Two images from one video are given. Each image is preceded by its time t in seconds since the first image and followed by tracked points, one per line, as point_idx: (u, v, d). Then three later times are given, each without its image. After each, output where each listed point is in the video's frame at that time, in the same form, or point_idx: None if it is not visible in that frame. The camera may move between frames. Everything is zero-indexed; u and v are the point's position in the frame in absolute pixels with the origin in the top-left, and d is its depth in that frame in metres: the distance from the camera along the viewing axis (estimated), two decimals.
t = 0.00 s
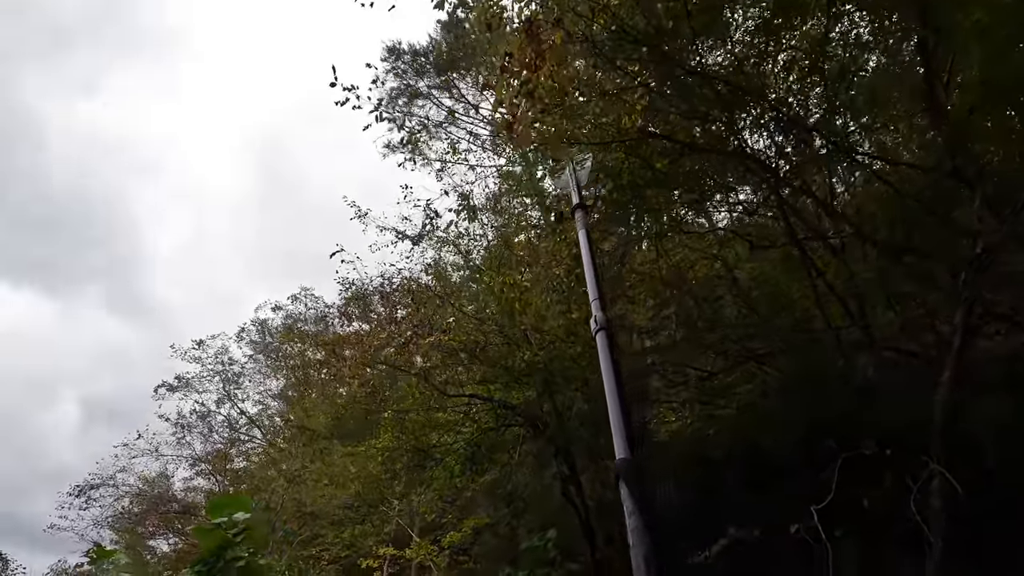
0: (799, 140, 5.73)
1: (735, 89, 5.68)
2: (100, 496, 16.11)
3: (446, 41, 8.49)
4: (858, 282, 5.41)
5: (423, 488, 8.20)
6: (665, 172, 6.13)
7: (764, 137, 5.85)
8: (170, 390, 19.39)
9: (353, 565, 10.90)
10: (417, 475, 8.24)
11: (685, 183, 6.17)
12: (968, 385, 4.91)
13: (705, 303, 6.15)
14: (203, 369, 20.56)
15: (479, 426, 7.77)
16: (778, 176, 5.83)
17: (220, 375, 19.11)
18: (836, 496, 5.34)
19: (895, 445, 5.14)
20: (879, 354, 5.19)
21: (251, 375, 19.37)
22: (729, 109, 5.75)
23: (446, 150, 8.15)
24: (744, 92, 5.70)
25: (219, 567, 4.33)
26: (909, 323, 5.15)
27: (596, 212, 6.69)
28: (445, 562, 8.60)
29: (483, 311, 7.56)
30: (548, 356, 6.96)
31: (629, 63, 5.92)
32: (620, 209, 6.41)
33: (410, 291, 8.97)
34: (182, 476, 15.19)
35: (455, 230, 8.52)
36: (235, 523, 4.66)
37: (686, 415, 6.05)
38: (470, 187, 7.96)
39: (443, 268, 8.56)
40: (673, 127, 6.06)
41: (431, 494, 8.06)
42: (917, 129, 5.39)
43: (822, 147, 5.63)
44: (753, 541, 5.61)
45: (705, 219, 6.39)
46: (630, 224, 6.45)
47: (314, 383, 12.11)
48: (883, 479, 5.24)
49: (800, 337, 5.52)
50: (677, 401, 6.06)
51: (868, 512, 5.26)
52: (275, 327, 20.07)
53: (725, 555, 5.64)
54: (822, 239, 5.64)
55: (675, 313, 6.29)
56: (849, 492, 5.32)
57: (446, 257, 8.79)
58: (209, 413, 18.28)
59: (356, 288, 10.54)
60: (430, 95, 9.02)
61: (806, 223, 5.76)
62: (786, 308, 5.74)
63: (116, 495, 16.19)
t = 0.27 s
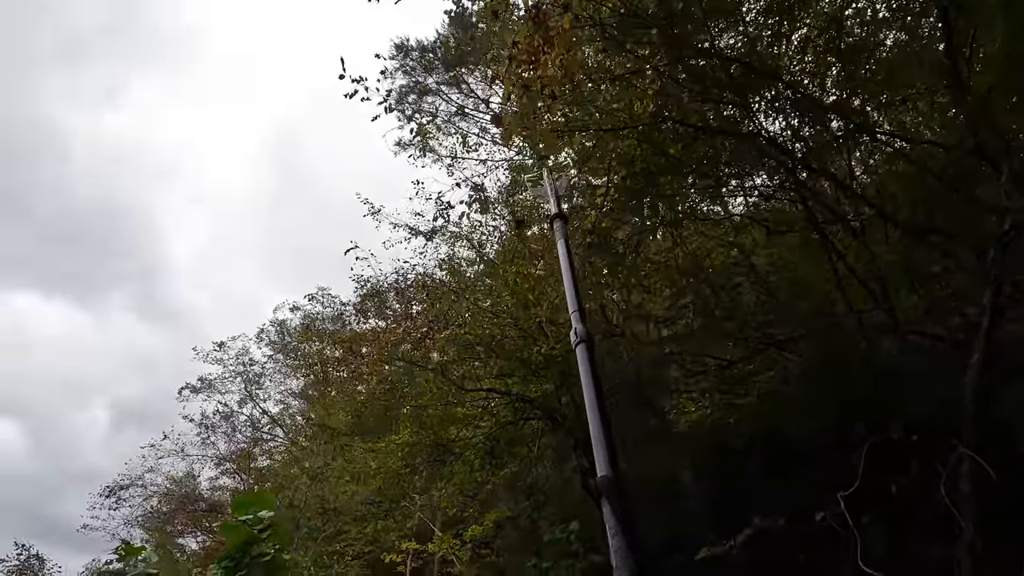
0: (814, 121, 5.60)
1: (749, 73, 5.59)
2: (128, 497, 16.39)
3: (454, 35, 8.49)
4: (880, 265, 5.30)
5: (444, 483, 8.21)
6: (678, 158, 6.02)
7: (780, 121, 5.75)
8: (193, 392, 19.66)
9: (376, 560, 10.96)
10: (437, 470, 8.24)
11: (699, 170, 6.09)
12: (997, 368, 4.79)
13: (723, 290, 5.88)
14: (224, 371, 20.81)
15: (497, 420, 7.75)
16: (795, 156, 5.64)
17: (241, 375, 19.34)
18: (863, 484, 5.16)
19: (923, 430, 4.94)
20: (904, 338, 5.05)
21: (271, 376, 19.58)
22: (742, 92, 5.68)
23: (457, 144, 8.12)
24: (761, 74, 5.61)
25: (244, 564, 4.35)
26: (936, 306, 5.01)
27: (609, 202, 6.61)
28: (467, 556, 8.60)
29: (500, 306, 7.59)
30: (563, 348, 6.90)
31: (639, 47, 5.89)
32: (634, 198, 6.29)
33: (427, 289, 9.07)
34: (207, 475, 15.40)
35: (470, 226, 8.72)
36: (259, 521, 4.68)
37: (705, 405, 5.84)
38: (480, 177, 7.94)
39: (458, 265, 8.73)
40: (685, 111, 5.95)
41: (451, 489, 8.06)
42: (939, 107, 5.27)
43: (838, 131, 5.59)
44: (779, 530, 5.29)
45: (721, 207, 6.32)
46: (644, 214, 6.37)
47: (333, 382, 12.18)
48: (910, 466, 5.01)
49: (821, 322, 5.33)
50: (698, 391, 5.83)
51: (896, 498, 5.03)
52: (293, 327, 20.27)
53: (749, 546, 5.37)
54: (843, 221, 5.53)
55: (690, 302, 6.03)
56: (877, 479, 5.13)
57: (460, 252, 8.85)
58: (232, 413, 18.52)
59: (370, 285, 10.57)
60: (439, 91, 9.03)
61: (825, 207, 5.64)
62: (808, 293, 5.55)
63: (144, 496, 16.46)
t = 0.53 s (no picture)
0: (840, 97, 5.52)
1: (772, 48, 5.54)
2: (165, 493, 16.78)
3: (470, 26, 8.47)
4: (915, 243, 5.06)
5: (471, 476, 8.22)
6: (698, 140, 6.00)
7: (805, 101, 5.64)
8: (223, 390, 20.03)
9: (406, 553, 11.05)
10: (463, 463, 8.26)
11: (721, 151, 6.02)
12: None
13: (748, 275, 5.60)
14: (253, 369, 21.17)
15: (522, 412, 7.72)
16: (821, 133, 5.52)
17: (270, 373, 19.66)
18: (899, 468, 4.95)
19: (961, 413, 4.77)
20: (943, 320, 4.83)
21: (299, 373, 19.87)
22: (764, 70, 5.59)
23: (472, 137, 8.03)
24: (783, 50, 5.54)
25: (280, 555, 4.42)
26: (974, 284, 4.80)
27: (628, 189, 6.70)
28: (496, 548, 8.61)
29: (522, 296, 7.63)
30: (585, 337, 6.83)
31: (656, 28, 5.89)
32: (655, 182, 6.36)
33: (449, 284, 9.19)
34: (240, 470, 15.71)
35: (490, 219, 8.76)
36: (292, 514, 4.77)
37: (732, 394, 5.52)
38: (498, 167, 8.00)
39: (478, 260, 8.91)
40: (706, 90, 5.88)
41: (478, 480, 8.07)
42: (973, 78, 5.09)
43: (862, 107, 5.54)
44: (813, 517, 5.10)
45: (745, 190, 6.30)
46: (665, 198, 6.44)
47: (358, 377, 12.29)
48: (948, 449, 4.86)
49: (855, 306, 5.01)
50: (724, 378, 5.53)
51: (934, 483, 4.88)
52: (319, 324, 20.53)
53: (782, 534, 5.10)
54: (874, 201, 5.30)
55: (715, 289, 5.83)
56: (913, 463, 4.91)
57: (480, 246, 8.98)
58: (262, 410, 18.84)
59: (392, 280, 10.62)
60: (454, 86, 8.82)
61: (853, 185, 5.46)
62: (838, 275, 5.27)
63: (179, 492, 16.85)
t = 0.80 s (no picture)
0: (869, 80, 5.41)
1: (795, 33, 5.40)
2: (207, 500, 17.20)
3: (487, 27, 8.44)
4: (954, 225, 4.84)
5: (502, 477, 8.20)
6: (722, 130, 5.90)
7: (831, 85, 5.59)
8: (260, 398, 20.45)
9: (442, 555, 11.10)
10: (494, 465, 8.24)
11: (746, 140, 5.92)
12: None
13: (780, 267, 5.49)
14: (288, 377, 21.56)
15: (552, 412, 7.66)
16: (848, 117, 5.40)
17: (303, 380, 19.98)
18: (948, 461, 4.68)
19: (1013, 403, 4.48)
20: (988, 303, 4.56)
21: (332, 379, 20.13)
22: (788, 55, 5.46)
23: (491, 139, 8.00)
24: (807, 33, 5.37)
25: (314, 558, 4.45)
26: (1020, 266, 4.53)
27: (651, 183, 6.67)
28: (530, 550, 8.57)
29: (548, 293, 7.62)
30: (612, 336, 6.73)
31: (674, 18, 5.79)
32: (679, 176, 6.29)
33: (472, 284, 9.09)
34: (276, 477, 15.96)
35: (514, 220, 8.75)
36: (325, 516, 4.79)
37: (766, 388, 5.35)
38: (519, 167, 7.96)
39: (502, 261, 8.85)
40: (728, 79, 5.78)
41: (509, 482, 8.04)
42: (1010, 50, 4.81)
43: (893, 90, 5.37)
44: (855, 514, 4.89)
45: (772, 181, 6.17)
46: (689, 192, 6.38)
47: (390, 382, 12.40)
48: (998, 438, 4.57)
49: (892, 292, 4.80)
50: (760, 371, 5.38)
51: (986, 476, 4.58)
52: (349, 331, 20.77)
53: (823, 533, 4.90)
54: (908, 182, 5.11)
55: (746, 281, 5.75)
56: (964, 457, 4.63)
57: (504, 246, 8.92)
58: (297, 416, 19.15)
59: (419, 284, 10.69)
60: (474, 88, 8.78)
61: (884, 168, 5.33)
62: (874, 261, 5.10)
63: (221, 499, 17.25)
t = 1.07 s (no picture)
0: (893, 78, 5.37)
1: (815, 32, 5.34)
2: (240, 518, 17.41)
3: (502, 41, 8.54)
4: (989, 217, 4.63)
5: (530, 491, 8.11)
6: (742, 131, 5.89)
7: (853, 81, 5.52)
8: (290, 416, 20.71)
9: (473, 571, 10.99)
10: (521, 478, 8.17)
11: (767, 140, 5.85)
12: None
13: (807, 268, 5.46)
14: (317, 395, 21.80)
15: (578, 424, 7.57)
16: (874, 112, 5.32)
17: (332, 398, 20.17)
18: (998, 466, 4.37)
19: None
20: None
21: (359, 396, 20.28)
22: (806, 53, 5.39)
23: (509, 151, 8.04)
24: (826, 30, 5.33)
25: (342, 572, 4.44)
26: None
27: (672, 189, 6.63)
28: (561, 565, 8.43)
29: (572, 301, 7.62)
30: (637, 344, 6.64)
31: (686, 22, 5.75)
32: (700, 180, 6.28)
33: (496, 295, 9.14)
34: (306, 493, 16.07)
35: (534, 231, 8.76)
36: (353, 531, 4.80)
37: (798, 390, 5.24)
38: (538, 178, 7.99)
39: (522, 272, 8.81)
40: (745, 80, 5.74)
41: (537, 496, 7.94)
42: None
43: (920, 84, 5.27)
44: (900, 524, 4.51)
45: (796, 181, 6.05)
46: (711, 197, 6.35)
47: (417, 397, 12.45)
48: None
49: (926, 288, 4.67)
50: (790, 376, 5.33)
51: None
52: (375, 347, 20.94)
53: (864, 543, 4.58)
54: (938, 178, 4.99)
55: (773, 284, 5.71)
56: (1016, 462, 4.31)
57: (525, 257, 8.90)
58: (326, 434, 19.31)
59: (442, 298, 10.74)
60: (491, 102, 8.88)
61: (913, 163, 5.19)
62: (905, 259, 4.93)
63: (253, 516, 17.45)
